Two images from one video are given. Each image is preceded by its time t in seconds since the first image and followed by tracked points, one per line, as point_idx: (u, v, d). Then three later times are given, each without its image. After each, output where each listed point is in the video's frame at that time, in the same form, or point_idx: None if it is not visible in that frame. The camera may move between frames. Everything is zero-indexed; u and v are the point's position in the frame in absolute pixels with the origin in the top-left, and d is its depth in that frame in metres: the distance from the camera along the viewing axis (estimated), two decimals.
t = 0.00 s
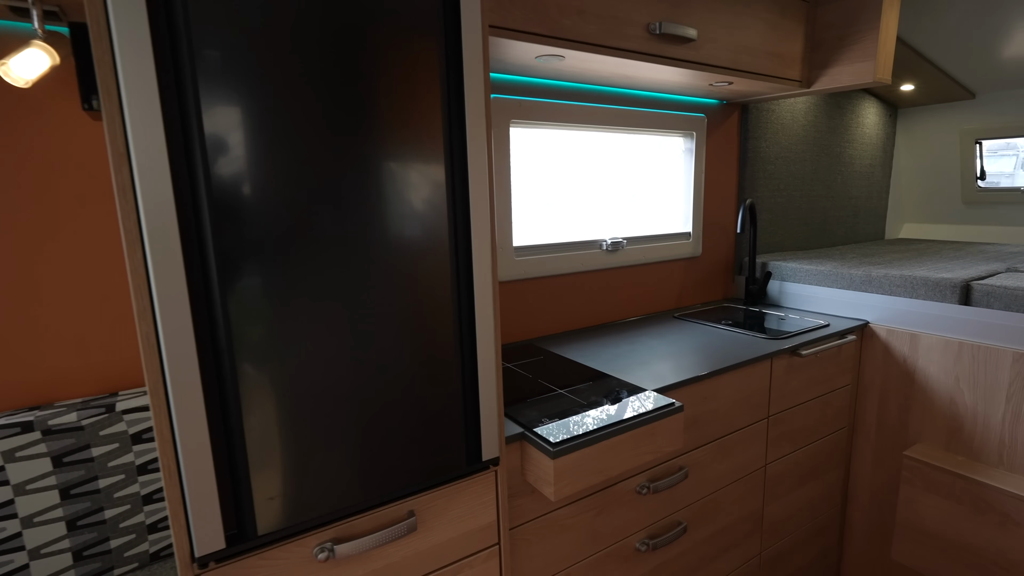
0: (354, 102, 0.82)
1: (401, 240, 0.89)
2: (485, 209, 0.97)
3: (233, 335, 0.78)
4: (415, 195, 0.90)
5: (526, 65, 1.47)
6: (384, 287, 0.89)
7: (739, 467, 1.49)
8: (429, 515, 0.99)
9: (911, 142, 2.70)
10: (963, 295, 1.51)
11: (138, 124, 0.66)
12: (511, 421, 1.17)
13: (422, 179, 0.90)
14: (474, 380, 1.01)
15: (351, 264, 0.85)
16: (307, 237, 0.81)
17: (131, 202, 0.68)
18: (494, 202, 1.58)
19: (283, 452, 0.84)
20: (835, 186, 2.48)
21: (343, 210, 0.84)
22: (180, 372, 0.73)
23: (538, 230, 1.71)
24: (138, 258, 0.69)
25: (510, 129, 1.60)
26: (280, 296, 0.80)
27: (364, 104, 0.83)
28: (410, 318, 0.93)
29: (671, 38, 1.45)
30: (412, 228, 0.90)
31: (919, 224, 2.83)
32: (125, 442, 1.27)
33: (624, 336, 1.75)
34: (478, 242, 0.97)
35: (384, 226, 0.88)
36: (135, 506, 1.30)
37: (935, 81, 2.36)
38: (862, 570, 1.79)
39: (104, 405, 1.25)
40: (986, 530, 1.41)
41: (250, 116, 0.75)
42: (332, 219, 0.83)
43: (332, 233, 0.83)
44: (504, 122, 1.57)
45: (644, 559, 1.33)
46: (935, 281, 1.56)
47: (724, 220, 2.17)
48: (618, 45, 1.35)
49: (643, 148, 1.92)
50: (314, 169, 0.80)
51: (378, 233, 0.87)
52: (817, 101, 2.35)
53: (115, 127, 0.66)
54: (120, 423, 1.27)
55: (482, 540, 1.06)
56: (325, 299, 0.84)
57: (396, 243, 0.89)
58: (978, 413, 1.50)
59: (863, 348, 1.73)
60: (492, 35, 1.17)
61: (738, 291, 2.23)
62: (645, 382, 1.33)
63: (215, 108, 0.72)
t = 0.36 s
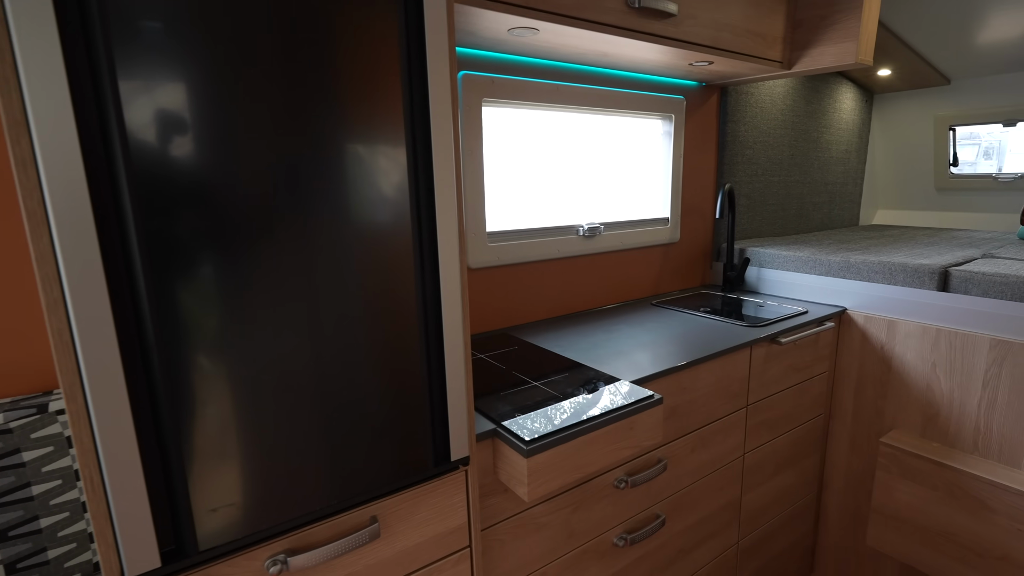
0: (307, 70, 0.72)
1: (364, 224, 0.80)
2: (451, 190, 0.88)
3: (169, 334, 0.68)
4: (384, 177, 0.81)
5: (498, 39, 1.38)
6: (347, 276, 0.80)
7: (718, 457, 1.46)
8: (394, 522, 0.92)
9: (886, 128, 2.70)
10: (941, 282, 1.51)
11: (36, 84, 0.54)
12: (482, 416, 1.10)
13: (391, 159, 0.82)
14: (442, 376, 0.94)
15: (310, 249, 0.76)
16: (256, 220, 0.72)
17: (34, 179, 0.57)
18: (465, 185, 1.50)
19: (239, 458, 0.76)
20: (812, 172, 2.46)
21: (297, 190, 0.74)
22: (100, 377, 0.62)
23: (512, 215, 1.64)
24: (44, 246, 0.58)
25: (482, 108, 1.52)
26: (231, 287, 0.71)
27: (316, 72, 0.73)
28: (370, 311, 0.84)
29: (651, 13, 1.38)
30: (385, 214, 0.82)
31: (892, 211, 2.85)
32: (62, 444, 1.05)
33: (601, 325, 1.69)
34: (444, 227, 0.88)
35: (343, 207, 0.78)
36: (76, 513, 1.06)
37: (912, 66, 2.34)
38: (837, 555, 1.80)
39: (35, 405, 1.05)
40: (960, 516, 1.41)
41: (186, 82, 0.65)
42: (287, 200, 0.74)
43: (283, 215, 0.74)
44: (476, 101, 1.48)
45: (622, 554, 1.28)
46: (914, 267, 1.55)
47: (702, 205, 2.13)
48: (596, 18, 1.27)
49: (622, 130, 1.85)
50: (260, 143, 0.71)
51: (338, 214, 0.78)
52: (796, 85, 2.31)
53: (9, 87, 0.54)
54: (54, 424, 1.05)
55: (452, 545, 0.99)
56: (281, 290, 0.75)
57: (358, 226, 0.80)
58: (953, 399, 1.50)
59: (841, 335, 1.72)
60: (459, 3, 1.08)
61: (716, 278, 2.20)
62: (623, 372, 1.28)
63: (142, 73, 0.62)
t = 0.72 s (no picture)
0: (257, 33, 0.63)
1: (331, 213, 0.72)
2: (420, 169, 0.79)
3: (107, 336, 0.59)
4: (351, 165, 0.73)
5: (470, 14, 1.30)
6: (311, 268, 0.72)
7: (698, 449, 1.44)
8: (361, 529, 0.83)
9: (863, 115, 2.71)
10: (920, 270, 1.51)
11: None
12: (456, 413, 1.03)
13: (361, 140, 0.73)
14: (413, 373, 0.85)
15: (269, 240, 0.68)
16: (204, 206, 0.63)
17: None
18: (437, 171, 1.43)
19: (195, 462, 0.67)
20: (790, 159, 2.45)
21: (251, 172, 0.65)
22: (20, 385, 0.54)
23: (486, 202, 1.57)
24: None
25: (453, 88, 1.44)
26: (184, 283, 0.63)
27: (269, 36, 0.64)
28: (329, 305, 0.75)
29: None
30: (356, 202, 0.74)
31: (866, 199, 2.86)
32: None
33: (578, 315, 1.65)
34: (412, 211, 0.79)
35: (306, 191, 0.70)
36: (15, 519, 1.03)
37: (890, 52, 2.33)
38: (813, 541, 1.81)
39: None
40: (936, 503, 1.43)
41: (125, 48, 0.56)
42: (243, 184, 0.65)
43: (234, 200, 0.65)
44: (447, 81, 1.40)
45: (602, 550, 1.24)
46: (893, 255, 1.55)
47: (681, 192, 2.09)
48: None
49: (599, 114, 1.80)
50: (205, 117, 0.61)
51: (301, 200, 0.69)
52: (776, 70, 2.28)
53: None
54: None
55: (426, 549, 0.91)
56: (236, 284, 0.66)
57: (323, 213, 0.71)
58: (930, 386, 1.50)
59: (820, 323, 1.71)
60: None
61: (694, 266, 2.17)
62: (602, 365, 1.23)
63: (67, 36, 0.53)
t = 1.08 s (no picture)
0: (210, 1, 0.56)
1: (300, 202, 0.65)
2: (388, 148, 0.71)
3: (52, 340, 0.53)
4: (319, 152, 0.66)
5: None
6: (277, 262, 0.65)
7: (679, 442, 1.42)
8: (329, 539, 0.77)
9: (842, 105, 2.71)
10: (899, 260, 1.50)
11: None
12: (431, 412, 0.98)
13: (330, 125, 0.66)
14: (384, 372, 0.77)
15: (234, 234, 0.61)
16: (151, 192, 0.55)
17: None
18: (410, 159, 1.37)
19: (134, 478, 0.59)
20: (772, 149, 2.43)
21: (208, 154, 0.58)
22: None
23: (463, 191, 1.52)
24: None
25: (428, 71, 1.38)
26: (142, 280, 0.56)
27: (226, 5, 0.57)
28: (289, 300, 0.67)
29: None
30: (329, 192, 0.68)
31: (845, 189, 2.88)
32: None
33: (559, 308, 1.61)
34: (378, 195, 0.71)
35: (272, 178, 0.63)
36: None
37: (870, 41, 2.32)
38: (792, 531, 1.82)
39: None
40: (913, 491, 1.44)
41: (62, 12, 0.49)
42: (200, 169, 0.58)
43: (188, 186, 0.58)
44: (421, 64, 1.34)
45: (583, 548, 1.21)
46: (873, 246, 1.54)
47: (663, 182, 2.06)
48: None
49: (580, 100, 1.75)
50: (150, 92, 0.54)
51: (267, 188, 0.62)
52: (758, 58, 2.26)
53: None
54: None
55: (400, 557, 0.85)
56: (201, 283, 0.60)
57: (291, 202, 0.65)
58: (908, 376, 1.50)
59: (800, 314, 1.71)
60: None
61: (676, 257, 2.15)
62: (583, 360, 1.19)
63: None
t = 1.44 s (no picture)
0: None
1: (262, 195, 0.58)
2: (351, 132, 0.63)
3: None
4: (277, 141, 0.58)
5: None
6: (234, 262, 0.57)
7: (664, 441, 1.39)
8: (293, 560, 0.71)
9: (823, 97, 2.71)
10: (882, 254, 1.49)
11: None
12: (404, 419, 0.92)
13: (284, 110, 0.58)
14: (350, 380, 0.70)
15: (194, 230, 0.54)
16: (80, 183, 0.48)
17: None
18: (383, 149, 1.30)
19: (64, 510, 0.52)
20: (754, 141, 2.41)
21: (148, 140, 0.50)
22: None
23: (440, 183, 1.46)
24: None
25: (402, 57, 1.31)
26: (94, 283, 0.50)
27: None
28: (243, 305, 0.59)
29: None
30: (290, 186, 0.60)
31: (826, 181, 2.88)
32: None
33: (540, 304, 1.56)
34: (339, 185, 0.63)
35: (226, 167, 0.55)
36: None
37: (852, 33, 2.31)
38: (775, 525, 1.82)
39: None
40: (895, 485, 1.43)
41: None
42: (151, 155, 0.51)
43: (128, 177, 0.50)
44: (394, 48, 1.27)
45: (566, 553, 1.17)
46: (856, 239, 1.53)
47: (646, 174, 2.02)
48: None
49: (562, 89, 1.70)
50: (77, 67, 0.46)
51: (221, 178, 0.55)
52: (741, 48, 2.23)
53: None
54: None
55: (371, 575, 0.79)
56: (158, 284, 0.53)
57: (248, 194, 0.57)
58: (890, 370, 1.50)
59: (783, 308, 1.69)
60: None
61: (660, 250, 2.12)
62: (565, 360, 1.15)
63: None
